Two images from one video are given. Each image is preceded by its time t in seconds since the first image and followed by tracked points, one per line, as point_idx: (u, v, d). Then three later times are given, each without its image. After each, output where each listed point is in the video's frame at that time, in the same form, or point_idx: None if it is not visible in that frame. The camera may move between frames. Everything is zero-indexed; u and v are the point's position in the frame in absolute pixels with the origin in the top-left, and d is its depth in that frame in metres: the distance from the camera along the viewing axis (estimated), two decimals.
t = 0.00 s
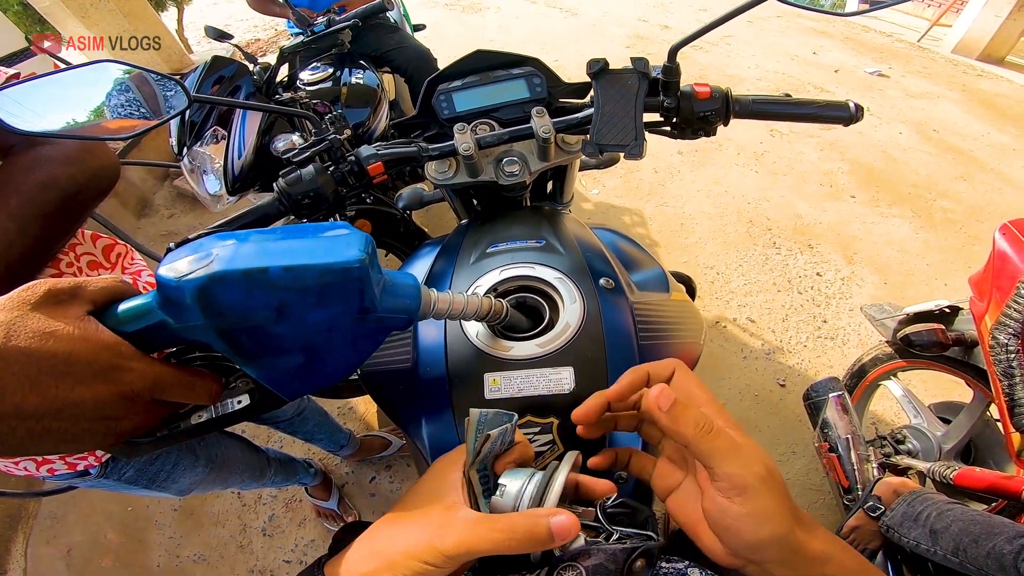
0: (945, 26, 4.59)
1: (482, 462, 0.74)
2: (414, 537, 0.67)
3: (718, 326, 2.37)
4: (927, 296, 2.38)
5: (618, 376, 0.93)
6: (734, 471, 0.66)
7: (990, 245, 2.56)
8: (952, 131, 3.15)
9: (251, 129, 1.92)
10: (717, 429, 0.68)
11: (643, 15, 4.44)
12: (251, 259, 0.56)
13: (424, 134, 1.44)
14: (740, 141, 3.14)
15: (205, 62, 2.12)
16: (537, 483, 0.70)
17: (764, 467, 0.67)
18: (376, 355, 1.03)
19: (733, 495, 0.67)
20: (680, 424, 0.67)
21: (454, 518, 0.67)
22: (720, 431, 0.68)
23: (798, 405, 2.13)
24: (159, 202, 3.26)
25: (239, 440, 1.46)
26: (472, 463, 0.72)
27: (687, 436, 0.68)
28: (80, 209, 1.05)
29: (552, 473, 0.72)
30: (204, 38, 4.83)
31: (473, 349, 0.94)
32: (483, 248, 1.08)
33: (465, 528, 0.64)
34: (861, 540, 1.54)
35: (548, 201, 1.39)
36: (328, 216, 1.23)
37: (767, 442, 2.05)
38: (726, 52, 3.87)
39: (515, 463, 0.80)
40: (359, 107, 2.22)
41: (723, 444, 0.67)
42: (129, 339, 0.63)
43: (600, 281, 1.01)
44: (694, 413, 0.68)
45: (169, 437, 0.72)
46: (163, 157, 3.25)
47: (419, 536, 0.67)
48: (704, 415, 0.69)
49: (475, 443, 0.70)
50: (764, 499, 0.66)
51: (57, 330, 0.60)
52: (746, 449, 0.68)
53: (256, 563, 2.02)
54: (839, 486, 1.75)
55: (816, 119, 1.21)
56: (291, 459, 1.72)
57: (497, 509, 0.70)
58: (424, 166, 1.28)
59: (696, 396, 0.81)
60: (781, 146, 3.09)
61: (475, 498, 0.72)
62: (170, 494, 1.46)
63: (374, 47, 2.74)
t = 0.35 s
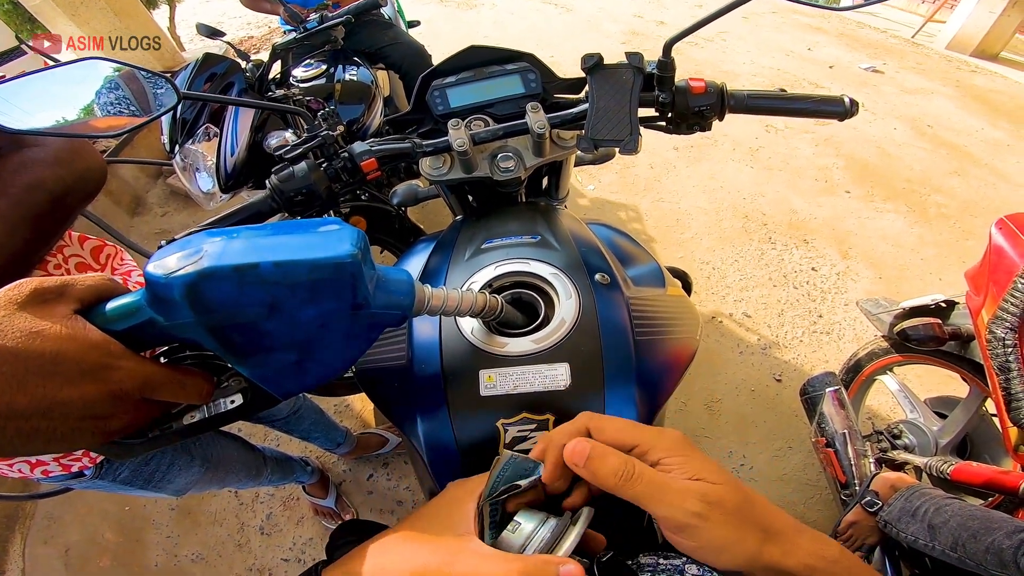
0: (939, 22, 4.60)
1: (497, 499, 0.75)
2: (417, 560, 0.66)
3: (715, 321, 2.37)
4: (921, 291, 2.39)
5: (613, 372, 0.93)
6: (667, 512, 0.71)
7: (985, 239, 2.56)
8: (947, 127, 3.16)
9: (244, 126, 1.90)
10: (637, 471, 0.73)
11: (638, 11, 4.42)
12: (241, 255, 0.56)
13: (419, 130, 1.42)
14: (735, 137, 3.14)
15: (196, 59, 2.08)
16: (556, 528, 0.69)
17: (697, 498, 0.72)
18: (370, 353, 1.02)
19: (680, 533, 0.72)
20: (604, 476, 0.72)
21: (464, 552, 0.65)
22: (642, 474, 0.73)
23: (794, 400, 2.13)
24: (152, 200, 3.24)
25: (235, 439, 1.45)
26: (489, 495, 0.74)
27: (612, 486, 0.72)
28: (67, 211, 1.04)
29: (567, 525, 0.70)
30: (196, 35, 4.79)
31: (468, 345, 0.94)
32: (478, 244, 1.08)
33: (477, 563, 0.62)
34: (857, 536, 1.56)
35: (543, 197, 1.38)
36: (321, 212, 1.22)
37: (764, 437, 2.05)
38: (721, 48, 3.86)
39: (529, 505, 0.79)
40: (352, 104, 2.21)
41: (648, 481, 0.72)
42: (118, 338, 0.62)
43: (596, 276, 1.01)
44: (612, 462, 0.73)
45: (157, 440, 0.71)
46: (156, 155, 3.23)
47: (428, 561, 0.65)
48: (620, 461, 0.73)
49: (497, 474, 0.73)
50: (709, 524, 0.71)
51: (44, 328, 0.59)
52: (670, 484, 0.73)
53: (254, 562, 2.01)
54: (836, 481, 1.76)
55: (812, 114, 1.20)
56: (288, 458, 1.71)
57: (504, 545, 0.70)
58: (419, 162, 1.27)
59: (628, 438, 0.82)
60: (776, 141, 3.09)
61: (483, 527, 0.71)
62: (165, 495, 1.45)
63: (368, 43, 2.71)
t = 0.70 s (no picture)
0: (935, 18, 4.60)
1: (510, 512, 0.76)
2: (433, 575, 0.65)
3: (710, 316, 2.37)
4: (916, 285, 2.40)
5: (609, 366, 0.93)
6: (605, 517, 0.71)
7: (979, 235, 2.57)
8: (942, 122, 3.16)
9: (236, 121, 1.89)
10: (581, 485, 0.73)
11: (634, 6, 4.41)
12: (232, 249, 0.55)
13: (413, 124, 1.42)
14: (731, 132, 3.14)
15: (187, 55, 2.07)
16: (568, 544, 0.73)
17: (636, 505, 0.72)
18: (365, 347, 1.02)
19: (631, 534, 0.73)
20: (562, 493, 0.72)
21: (480, 564, 0.66)
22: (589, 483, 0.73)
23: (789, 394, 2.14)
24: (146, 196, 3.22)
25: (231, 436, 1.45)
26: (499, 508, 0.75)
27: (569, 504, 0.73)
28: (56, 208, 1.03)
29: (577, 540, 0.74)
30: (189, 31, 4.76)
31: (463, 339, 0.94)
32: (473, 238, 1.07)
33: None
34: (851, 530, 1.57)
35: (539, 191, 1.38)
36: (315, 207, 1.22)
37: (760, 432, 2.06)
38: (717, 43, 3.86)
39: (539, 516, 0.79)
40: (347, 99, 2.20)
41: (596, 493, 0.72)
42: (109, 333, 0.62)
43: (591, 270, 1.01)
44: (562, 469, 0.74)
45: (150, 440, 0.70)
46: (150, 150, 3.21)
47: None
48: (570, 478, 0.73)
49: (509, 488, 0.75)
50: (649, 533, 0.71)
51: (32, 324, 0.58)
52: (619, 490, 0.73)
53: (251, 558, 2.01)
54: (831, 476, 1.75)
55: (806, 109, 1.20)
56: (283, 454, 1.70)
57: (514, 556, 0.72)
58: (413, 157, 1.26)
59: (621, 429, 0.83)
60: (772, 137, 3.09)
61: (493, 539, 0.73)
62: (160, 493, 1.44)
63: (363, 38, 2.68)
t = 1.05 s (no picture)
0: (932, 16, 4.61)
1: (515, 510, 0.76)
2: None
3: (707, 313, 2.38)
4: (910, 282, 2.41)
5: (604, 363, 0.93)
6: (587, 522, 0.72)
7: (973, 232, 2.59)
8: (938, 120, 3.17)
9: (232, 119, 1.89)
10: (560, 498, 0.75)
11: (631, 3, 4.41)
12: (227, 246, 0.55)
13: (409, 121, 1.42)
14: (728, 129, 3.14)
15: (183, 52, 2.06)
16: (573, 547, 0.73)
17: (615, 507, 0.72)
18: (361, 344, 1.02)
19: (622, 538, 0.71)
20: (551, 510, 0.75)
21: (485, 565, 0.64)
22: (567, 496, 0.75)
23: (785, 390, 2.15)
24: (141, 193, 3.21)
25: (229, 433, 1.45)
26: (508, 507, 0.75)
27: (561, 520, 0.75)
28: (54, 204, 1.02)
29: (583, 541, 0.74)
30: (185, 28, 4.74)
31: (459, 336, 0.94)
32: (469, 235, 1.07)
33: None
34: (845, 527, 1.56)
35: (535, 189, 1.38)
36: (311, 204, 1.22)
37: (756, 428, 2.07)
38: (714, 40, 3.86)
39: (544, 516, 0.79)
40: (343, 96, 2.20)
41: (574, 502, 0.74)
42: (104, 331, 0.61)
43: (587, 267, 1.01)
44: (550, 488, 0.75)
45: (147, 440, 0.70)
46: (146, 148, 3.20)
47: None
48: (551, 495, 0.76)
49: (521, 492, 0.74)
50: (638, 531, 0.69)
51: (28, 322, 0.58)
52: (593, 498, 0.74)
53: (250, 555, 2.01)
54: (825, 472, 1.77)
55: (801, 106, 1.20)
56: (280, 451, 1.70)
57: (520, 556, 0.72)
58: (409, 154, 1.26)
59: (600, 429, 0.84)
60: (768, 134, 3.10)
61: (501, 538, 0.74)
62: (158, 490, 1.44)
63: (359, 35, 2.67)
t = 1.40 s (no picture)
0: (930, 13, 4.61)
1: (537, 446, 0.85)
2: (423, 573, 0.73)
3: (705, 309, 2.38)
4: (907, 278, 2.42)
5: (604, 357, 0.93)
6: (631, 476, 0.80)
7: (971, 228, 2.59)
8: (935, 117, 3.18)
9: (229, 114, 1.88)
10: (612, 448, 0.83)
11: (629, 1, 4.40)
12: (226, 238, 0.55)
13: (408, 117, 1.41)
14: (725, 125, 3.14)
15: (179, 48, 2.04)
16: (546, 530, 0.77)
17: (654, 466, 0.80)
18: (360, 338, 1.02)
19: (645, 491, 0.80)
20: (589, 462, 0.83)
21: (459, 558, 0.74)
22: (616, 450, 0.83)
23: (782, 386, 2.15)
24: (137, 190, 3.20)
25: (228, 428, 1.44)
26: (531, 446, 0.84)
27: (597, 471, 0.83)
28: (54, 196, 1.02)
29: (559, 523, 0.77)
30: (181, 25, 4.72)
31: (457, 330, 0.94)
32: (468, 229, 1.07)
33: (474, 570, 0.71)
34: (843, 523, 1.57)
35: (533, 184, 1.37)
36: (309, 199, 1.22)
37: (753, 423, 2.07)
38: (712, 37, 3.85)
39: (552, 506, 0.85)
40: (341, 93, 2.19)
41: (620, 455, 0.82)
42: (102, 321, 0.61)
43: (586, 260, 1.01)
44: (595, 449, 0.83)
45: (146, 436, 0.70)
46: (142, 145, 3.19)
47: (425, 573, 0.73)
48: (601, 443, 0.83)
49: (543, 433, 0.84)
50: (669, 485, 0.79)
51: (25, 312, 0.58)
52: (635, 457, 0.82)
53: (248, 553, 2.01)
54: (822, 468, 1.78)
55: (800, 101, 1.20)
56: (279, 447, 1.70)
57: (500, 547, 0.78)
58: (408, 149, 1.26)
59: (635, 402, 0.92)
60: (766, 130, 3.09)
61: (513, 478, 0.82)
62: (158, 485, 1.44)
63: (357, 31, 2.64)
